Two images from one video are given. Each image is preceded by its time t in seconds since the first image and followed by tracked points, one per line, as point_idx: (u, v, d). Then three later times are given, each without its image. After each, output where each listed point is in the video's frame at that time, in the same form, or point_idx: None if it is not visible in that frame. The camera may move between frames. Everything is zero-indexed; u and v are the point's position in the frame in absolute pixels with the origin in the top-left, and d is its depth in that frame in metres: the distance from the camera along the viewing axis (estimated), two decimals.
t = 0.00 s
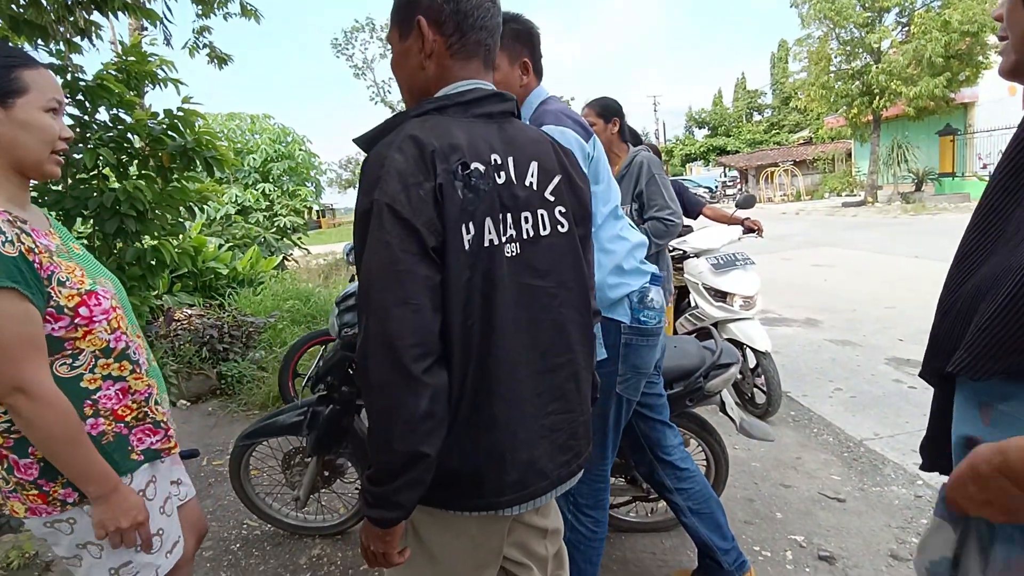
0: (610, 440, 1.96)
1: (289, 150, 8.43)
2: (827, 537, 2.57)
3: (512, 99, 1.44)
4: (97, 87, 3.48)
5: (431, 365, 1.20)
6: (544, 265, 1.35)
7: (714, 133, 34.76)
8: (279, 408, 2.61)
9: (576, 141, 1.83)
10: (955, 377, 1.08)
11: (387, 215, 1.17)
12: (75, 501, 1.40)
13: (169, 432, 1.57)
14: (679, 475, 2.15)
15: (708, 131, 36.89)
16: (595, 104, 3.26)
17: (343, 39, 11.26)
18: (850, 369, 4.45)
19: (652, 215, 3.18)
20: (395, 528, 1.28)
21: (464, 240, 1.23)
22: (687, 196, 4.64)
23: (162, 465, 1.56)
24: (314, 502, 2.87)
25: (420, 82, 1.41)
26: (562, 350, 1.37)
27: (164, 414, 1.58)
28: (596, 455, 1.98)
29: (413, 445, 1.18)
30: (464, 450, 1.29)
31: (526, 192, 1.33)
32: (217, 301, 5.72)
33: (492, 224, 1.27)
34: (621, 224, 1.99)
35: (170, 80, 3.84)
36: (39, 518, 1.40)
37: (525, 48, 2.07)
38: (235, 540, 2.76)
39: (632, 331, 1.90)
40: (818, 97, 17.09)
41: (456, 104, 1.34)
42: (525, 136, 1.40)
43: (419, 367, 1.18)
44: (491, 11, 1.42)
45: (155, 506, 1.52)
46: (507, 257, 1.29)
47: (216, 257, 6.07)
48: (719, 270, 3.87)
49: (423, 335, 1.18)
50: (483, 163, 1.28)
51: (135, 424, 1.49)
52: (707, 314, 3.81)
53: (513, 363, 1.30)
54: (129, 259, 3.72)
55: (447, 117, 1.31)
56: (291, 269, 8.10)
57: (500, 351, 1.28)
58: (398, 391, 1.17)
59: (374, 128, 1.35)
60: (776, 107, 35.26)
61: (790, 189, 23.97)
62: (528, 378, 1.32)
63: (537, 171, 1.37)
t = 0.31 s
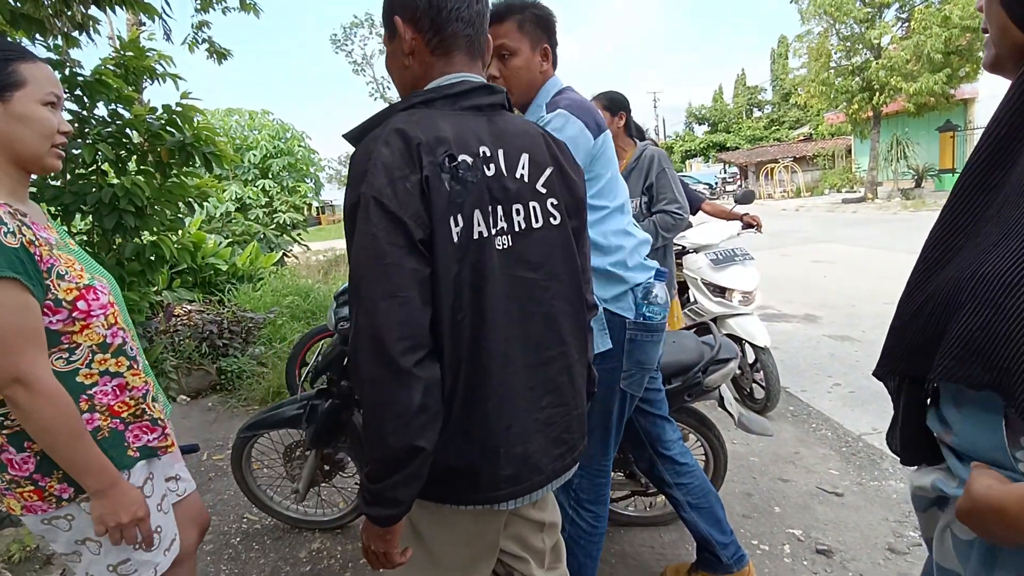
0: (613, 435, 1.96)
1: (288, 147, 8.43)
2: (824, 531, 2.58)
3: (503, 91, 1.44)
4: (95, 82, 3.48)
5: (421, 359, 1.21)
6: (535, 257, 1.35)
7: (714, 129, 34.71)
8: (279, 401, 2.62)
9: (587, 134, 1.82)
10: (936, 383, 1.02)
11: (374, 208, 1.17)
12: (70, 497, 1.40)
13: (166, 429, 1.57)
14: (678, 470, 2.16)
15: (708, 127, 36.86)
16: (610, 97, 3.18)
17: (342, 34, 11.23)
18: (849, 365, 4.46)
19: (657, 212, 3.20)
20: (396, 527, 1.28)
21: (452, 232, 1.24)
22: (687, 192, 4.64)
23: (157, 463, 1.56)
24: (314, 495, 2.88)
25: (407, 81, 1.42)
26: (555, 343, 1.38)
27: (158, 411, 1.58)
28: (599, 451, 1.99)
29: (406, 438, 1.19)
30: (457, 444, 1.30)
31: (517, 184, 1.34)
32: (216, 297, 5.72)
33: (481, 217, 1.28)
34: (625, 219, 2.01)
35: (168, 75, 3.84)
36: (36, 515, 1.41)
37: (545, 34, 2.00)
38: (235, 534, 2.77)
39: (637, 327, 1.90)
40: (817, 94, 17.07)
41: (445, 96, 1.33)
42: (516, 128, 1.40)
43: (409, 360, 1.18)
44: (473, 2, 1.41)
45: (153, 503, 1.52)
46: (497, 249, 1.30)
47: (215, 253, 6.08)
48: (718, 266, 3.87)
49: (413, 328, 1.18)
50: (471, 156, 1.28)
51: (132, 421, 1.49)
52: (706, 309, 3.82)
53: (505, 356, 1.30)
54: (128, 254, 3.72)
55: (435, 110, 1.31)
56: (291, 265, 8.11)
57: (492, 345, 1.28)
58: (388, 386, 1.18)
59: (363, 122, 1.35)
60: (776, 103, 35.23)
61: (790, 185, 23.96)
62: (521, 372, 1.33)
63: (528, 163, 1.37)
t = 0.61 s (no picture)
0: (600, 431, 1.97)
1: (286, 140, 8.42)
2: (820, 527, 2.60)
3: (492, 84, 1.43)
4: (93, 74, 3.46)
5: (405, 351, 1.20)
6: (525, 250, 1.35)
7: (713, 126, 34.69)
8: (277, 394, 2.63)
9: (577, 129, 1.82)
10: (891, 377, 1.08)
11: (356, 199, 1.17)
12: (65, 491, 1.38)
13: (159, 424, 1.57)
14: (672, 466, 2.17)
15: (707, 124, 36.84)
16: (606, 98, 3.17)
17: (339, 28, 11.17)
18: (845, 362, 4.47)
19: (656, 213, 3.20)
20: (379, 521, 1.29)
21: (437, 225, 1.24)
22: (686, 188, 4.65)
23: (151, 457, 1.56)
24: (311, 489, 2.88)
25: (398, 77, 1.42)
26: (545, 337, 1.37)
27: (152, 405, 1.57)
28: (587, 447, 2.00)
29: (390, 432, 1.19)
30: (444, 438, 1.31)
31: (506, 176, 1.34)
32: (214, 290, 5.71)
33: (467, 209, 1.27)
34: (616, 214, 2.01)
35: (166, 67, 3.82)
36: (30, 510, 1.40)
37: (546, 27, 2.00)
38: (232, 527, 2.78)
39: (620, 322, 1.91)
40: (816, 91, 17.06)
41: (431, 90, 1.34)
42: (506, 121, 1.40)
43: (392, 353, 1.18)
44: None
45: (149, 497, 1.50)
46: (486, 242, 1.29)
47: (212, 246, 6.06)
48: (717, 263, 3.88)
49: (396, 320, 1.18)
50: (457, 148, 1.28)
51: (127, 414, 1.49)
52: (704, 306, 3.83)
53: (493, 351, 1.30)
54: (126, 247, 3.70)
55: (421, 103, 1.31)
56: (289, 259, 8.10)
57: (481, 338, 1.28)
58: (372, 378, 1.18)
59: (350, 116, 1.35)
60: (775, 100, 35.20)
61: (788, 183, 23.96)
62: (511, 366, 1.33)
63: (517, 156, 1.37)
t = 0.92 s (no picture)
0: (593, 417, 1.98)
1: (282, 129, 8.38)
2: (811, 515, 2.61)
3: (460, 61, 1.41)
4: (86, 59, 3.42)
5: (359, 334, 1.21)
6: (490, 232, 1.34)
7: (710, 120, 34.66)
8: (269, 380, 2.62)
9: (574, 114, 1.81)
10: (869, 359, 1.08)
11: (307, 179, 1.18)
12: (40, 477, 1.35)
13: (141, 411, 1.55)
14: (662, 452, 2.17)
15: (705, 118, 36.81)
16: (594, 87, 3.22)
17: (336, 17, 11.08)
18: (839, 354, 4.49)
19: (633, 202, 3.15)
20: (349, 499, 1.32)
21: (392, 206, 1.24)
22: (682, 180, 4.65)
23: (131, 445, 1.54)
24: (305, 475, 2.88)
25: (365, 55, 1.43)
26: (512, 322, 1.36)
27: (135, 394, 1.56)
28: (581, 433, 2.00)
29: (343, 414, 1.21)
30: (404, 423, 1.30)
31: (469, 157, 1.32)
32: (208, 279, 5.67)
33: (425, 190, 1.27)
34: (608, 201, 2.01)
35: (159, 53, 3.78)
36: (4, 497, 1.36)
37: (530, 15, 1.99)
38: (225, 513, 2.77)
39: (614, 307, 1.91)
40: (813, 85, 17.00)
41: (392, 68, 1.33)
42: (473, 99, 1.38)
43: (345, 336, 1.19)
44: None
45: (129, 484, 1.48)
46: (446, 224, 1.29)
47: (206, 235, 6.02)
48: (712, 253, 3.88)
49: (349, 303, 1.19)
50: (415, 127, 1.27)
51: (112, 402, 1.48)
52: (699, 296, 3.83)
53: (455, 334, 1.30)
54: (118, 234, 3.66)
55: (380, 81, 1.31)
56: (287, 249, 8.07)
57: (443, 323, 1.28)
58: (326, 360, 1.19)
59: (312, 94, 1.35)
60: (773, 95, 35.17)
61: (784, 177, 23.99)
62: (473, 351, 1.32)
63: (482, 136, 1.35)
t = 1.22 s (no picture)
0: (590, 405, 1.99)
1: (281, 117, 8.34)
2: (804, 505, 2.63)
3: (400, 43, 1.39)
4: (78, 45, 3.39)
5: (296, 332, 1.22)
6: (433, 220, 1.34)
7: (710, 111, 34.56)
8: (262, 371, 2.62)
9: (578, 102, 1.81)
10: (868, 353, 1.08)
11: (236, 173, 1.18)
12: (12, 465, 1.36)
13: (117, 400, 1.54)
14: (659, 442, 2.18)
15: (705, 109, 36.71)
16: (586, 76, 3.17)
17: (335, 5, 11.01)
18: (835, 346, 4.50)
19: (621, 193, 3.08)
20: (289, 499, 1.35)
21: (328, 197, 1.23)
22: (680, 171, 4.64)
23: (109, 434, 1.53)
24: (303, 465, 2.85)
25: (303, 40, 1.42)
26: (462, 314, 1.37)
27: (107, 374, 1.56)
28: (578, 422, 2.01)
29: (281, 413, 1.22)
30: (346, 418, 1.31)
31: (411, 143, 1.31)
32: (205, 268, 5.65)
33: (362, 179, 1.26)
34: (606, 191, 2.00)
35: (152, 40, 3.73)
36: None
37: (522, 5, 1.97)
38: (221, 502, 2.78)
39: (614, 296, 1.92)
40: (813, 76, 17.01)
41: (326, 54, 1.31)
42: (415, 81, 1.36)
43: (280, 333, 1.20)
44: None
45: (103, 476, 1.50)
46: (388, 213, 1.29)
47: (202, 224, 5.99)
48: (709, 245, 3.88)
49: (284, 300, 1.19)
50: (350, 114, 1.26)
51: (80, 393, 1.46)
52: (695, 288, 3.84)
53: (398, 327, 1.30)
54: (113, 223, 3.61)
55: (313, 68, 1.29)
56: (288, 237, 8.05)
57: (386, 316, 1.29)
58: (261, 357, 1.20)
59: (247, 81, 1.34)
60: (772, 87, 35.07)
61: (782, 169, 23.99)
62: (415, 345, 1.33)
63: (426, 120, 1.33)
